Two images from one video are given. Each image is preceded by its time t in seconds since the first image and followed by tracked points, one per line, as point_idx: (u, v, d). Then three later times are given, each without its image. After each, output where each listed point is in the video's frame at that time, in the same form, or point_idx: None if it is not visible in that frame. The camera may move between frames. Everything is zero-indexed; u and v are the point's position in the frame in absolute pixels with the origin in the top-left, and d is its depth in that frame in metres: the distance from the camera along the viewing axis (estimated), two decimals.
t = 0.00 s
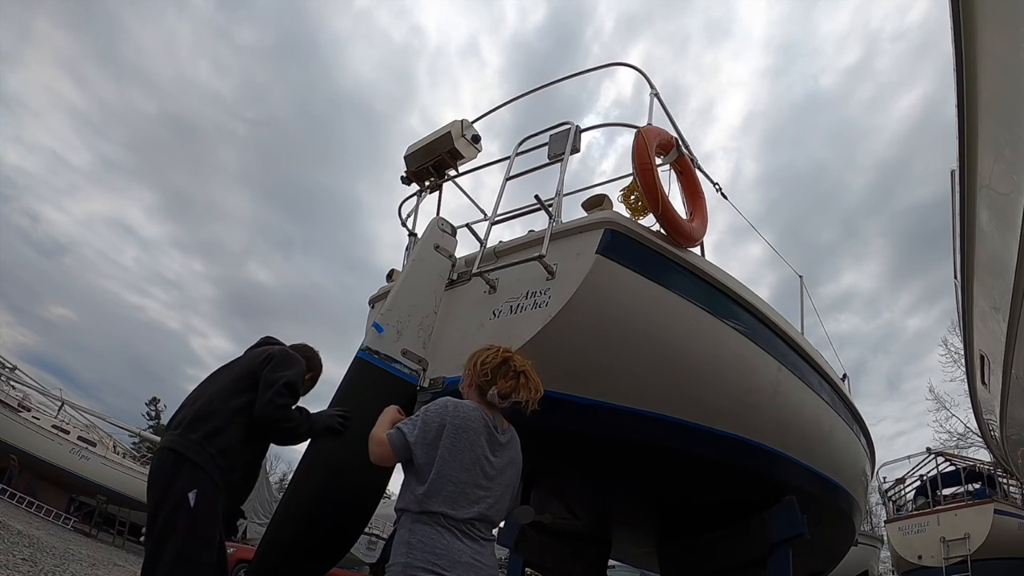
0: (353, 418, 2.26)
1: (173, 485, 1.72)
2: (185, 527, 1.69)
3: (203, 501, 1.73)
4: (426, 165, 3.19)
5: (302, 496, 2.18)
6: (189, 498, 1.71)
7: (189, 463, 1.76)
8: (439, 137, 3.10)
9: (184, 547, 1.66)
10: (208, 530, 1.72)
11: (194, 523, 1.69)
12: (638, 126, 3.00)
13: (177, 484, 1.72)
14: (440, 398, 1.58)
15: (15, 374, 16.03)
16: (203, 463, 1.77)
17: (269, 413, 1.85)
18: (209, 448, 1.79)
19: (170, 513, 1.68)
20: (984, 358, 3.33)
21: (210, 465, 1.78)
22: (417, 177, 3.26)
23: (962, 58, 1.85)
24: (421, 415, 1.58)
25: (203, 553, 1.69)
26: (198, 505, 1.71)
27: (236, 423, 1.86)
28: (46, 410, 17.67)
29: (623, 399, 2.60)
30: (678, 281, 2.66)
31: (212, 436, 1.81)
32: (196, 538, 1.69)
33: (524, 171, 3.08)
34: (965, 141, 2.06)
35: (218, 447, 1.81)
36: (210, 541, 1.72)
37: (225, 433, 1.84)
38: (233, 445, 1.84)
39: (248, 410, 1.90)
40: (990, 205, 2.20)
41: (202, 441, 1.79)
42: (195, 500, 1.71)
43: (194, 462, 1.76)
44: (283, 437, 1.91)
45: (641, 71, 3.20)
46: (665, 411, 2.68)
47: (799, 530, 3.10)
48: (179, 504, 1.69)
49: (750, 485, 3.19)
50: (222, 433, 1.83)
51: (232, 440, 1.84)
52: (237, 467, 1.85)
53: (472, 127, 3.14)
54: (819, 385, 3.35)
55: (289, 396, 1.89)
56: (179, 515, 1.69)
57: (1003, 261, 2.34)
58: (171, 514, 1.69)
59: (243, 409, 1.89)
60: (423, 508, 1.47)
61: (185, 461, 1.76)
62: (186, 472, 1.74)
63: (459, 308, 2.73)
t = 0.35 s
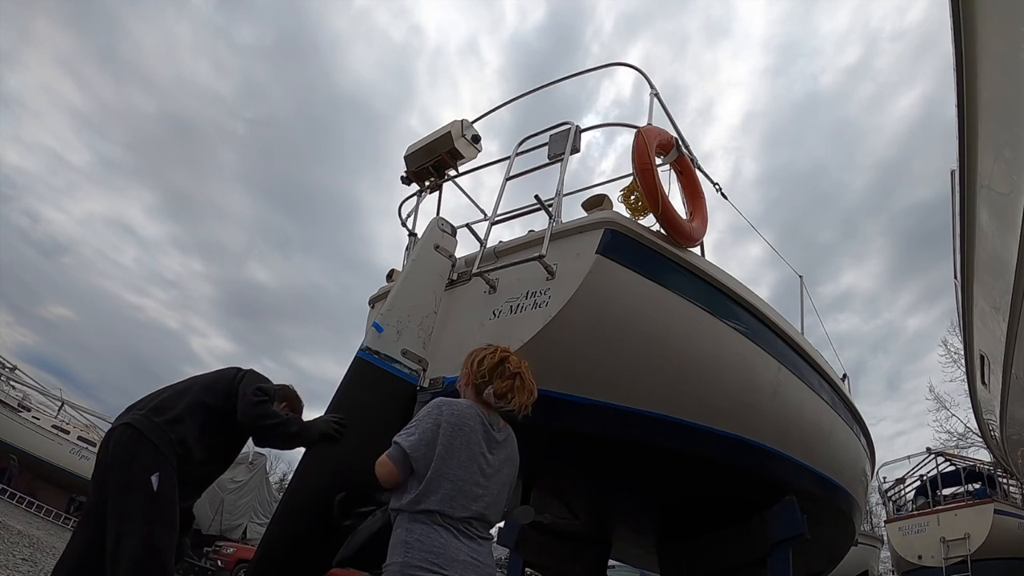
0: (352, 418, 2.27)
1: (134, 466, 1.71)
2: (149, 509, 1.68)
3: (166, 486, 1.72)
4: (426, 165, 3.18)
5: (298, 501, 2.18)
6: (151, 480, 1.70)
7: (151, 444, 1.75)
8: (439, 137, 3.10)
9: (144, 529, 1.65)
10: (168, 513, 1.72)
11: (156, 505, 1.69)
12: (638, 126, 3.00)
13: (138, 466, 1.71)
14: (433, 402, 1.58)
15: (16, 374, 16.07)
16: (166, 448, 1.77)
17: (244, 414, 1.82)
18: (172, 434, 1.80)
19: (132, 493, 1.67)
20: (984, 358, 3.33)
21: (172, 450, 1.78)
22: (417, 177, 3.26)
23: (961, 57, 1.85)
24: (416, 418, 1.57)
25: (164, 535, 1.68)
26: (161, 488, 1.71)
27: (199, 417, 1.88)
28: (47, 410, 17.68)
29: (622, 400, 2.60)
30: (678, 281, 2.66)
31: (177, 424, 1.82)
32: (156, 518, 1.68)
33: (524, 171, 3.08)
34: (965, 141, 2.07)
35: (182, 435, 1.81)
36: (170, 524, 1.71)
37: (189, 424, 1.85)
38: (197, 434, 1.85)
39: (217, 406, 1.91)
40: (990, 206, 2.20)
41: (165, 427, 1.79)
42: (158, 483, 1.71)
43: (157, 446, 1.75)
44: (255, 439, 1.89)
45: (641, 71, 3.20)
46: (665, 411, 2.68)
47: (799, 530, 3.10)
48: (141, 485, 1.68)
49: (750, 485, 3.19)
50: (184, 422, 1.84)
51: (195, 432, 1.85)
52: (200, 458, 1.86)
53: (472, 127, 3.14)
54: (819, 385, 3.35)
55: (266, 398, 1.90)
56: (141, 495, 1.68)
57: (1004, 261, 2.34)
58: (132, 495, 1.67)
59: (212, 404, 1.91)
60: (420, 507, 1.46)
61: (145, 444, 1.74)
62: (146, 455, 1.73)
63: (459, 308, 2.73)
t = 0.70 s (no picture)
0: (353, 417, 2.27)
1: (93, 447, 1.73)
2: (108, 487, 1.70)
3: (123, 464, 1.74)
4: (426, 165, 3.18)
5: (299, 502, 2.17)
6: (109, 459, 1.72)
7: (110, 426, 1.77)
8: (439, 137, 3.11)
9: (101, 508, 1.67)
10: (126, 492, 1.73)
11: (111, 484, 1.70)
12: (638, 126, 3.00)
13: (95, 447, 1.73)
14: (423, 394, 1.58)
15: (16, 374, 16.07)
16: (126, 429, 1.79)
17: (225, 408, 1.84)
18: (132, 416, 1.82)
19: (89, 473, 1.70)
20: (984, 358, 3.33)
21: (132, 431, 1.80)
22: (417, 177, 3.26)
23: (962, 56, 1.85)
24: (407, 413, 1.56)
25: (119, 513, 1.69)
26: (117, 467, 1.73)
27: (162, 400, 1.88)
28: (47, 410, 17.67)
29: (622, 400, 2.60)
30: (679, 281, 2.66)
31: (139, 407, 1.84)
32: (113, 496, 1.70)
33: (524, 171, 3.08)
34: (965, 141, 2.07)
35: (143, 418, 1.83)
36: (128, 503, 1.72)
37: (147, 405, 1.86)
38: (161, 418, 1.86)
39: (181, 390, 1.91)
40: (990, 205, 2.20)
41: (125, 409, 1.81)
42: (117, 462, 1.73)
43: (115, 425, 1.78)
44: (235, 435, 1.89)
45: (641, 72, 3.20)
46: (665, 412, 2.68)
47: (799, 530, 3.10)
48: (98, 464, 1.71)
49: (750, 486, 3.19)
50: (144, 406, 1.85)
51: (159, 415, 1.87)
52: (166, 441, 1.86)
53: (472, 127, 3.14)
54: (819, 385, 3.35)
55: (247, 395, 1.91)
56: (98, 474, 1.70)
57: (1004, 261, 2.34)
58: (89, 474, 1.70)
59: (176, 388, 1.91)
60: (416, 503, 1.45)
61: (104, 426, 1.77)
62: (104, 434, 1.75)
63: (459, 308, 2.73)
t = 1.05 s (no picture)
0: (354, 416, 2.28)
1: (85, 449, 1.78)
2: (89, 490, 1.73)
3: (107, 468, 1.76)
4: (426, 165, 3.18)
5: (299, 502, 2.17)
6: (93, 463, 1.76)
7: (102, 429, 1.80)
8: (439, 137, 3.11)
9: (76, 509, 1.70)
10: (107, 495, 1.75)
11: (92, 487, 1.73)
12: (638, 126, 3.00)
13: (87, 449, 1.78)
14: (393, 383, 1.49)
15: (15, 374, 16.07)
16: (116, 434, 1.81)
17: (227, 408, 1.84)
18: (124, 420, 1.83)
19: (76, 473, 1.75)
20: (984, 358, 3.33)
21: (123, 437, 1.81)
22: (417, 177, 3.26)
23: (963, 55, 1.85)
24: (378, 404, 1.49)
25: (94, 516, 1.72)
26: (100, 470, 1.75)
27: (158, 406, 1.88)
28: (46, 410, 17.65)
29: (622, 401, 2.60)
30: (679, 281, 2.66)
31: (134, 412, 1.86)
32: (90, 500, 1.73)
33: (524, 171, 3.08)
34: (965, 140, 2.07)
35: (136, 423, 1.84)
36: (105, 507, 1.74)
37: (142, 411, 1.86)
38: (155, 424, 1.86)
39: (178, 397, 1.91)
40: (990, 205, 2.20)
41: (118, 414, 1.83)
42: (100, 466, 1.76)
43: (105, 430, 1.80)
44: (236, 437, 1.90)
45: (641, 71, 3.20)
46: (665, 412, 2.68)
47: (799, 530, 3.10)
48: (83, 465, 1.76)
49: (750, 486, 3.19)
50: (140, 411, 1.86)
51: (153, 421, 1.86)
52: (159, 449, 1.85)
53: (472, 127, 3.14)
54: (819, 385, 3.35)
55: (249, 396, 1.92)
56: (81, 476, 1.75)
57: (1004, 261, 2.34)
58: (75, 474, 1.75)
59: (171, 394, 1.91)
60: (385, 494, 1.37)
61: (97, 429, 1.81)
62: (94, 437, 1.79)
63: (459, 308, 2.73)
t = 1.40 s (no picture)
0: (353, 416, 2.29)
1: (102, 459, 1.79)
2: (108, 500, 1.74)
3: (125, 477, 1.77)
4: (426, 165, 3.18)
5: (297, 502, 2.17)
6: (111, 474, 1.77)
7: (118, 439, 1.81)
8: (439, 137, 3.11)
9: (96, 520, 1.71)
10: (127, 503, 1.76)
11: (111, 497, 1.74)
12: (638, 126, 3.00)
13: (105, 459, 1.79)
14: (389, 381, 1.48)
15: (16, 374, 16.07)
16: (131, 442, 1.81)
17: (231, 413, 1.84)
18: (139, 429, 1.83)
19: (95, 484, 1.76)
20: (984, 358, 3.33)
21: (139, 445, 1.82)
22: (417, 177, 3.26)
23: (962, 55, 1.85)
24: (374, 404, 1.48)
25: (115, 526, 1.73)
26: (119, 480, 1.77)
27: (170, 412, 1.89)
28: (47, 410, 17.65)
29: (622, 401, 2.60)
30: (679, 281, 2.66)
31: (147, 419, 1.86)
32: (111, 510, 1.74)
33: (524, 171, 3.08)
34: (965, 140, 2.07)
35: (150, 431, 1.84)
36: (126, 516, 1.75)
37: (155, 417, 1.87)
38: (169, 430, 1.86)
39: (190, 402, 1.91)
40: (990, 205, 2.20)
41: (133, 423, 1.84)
42: (118, 476, 1.77)
43: (119, 440, 1.81)
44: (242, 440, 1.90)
45: (641, 71, 3.20)
46: (665, 412, 2.68)
47: (799, 530, 3.09)
48: (101, 478, 1.76)
49: (751, 486, 3.19)
50: (153, 418, 1.87)
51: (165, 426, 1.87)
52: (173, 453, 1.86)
53: (473, 127, 3.14)
54: (819, 385, 3.35)
55: (253, 398, 1.89)
56: (100, 487, 1.75)
57: (1004, 261, 2.34)
58: (94, 486, 1.76)
59: (182, 399, 1.91)
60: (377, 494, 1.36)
61: (112, 439, 1.81)
62: (111, 448, 1.80)
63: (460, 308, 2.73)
